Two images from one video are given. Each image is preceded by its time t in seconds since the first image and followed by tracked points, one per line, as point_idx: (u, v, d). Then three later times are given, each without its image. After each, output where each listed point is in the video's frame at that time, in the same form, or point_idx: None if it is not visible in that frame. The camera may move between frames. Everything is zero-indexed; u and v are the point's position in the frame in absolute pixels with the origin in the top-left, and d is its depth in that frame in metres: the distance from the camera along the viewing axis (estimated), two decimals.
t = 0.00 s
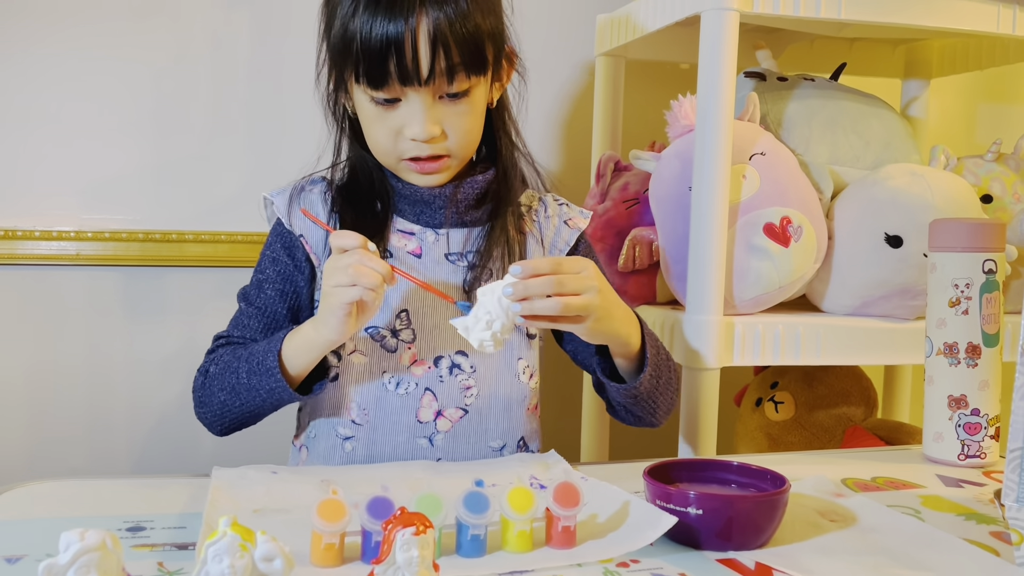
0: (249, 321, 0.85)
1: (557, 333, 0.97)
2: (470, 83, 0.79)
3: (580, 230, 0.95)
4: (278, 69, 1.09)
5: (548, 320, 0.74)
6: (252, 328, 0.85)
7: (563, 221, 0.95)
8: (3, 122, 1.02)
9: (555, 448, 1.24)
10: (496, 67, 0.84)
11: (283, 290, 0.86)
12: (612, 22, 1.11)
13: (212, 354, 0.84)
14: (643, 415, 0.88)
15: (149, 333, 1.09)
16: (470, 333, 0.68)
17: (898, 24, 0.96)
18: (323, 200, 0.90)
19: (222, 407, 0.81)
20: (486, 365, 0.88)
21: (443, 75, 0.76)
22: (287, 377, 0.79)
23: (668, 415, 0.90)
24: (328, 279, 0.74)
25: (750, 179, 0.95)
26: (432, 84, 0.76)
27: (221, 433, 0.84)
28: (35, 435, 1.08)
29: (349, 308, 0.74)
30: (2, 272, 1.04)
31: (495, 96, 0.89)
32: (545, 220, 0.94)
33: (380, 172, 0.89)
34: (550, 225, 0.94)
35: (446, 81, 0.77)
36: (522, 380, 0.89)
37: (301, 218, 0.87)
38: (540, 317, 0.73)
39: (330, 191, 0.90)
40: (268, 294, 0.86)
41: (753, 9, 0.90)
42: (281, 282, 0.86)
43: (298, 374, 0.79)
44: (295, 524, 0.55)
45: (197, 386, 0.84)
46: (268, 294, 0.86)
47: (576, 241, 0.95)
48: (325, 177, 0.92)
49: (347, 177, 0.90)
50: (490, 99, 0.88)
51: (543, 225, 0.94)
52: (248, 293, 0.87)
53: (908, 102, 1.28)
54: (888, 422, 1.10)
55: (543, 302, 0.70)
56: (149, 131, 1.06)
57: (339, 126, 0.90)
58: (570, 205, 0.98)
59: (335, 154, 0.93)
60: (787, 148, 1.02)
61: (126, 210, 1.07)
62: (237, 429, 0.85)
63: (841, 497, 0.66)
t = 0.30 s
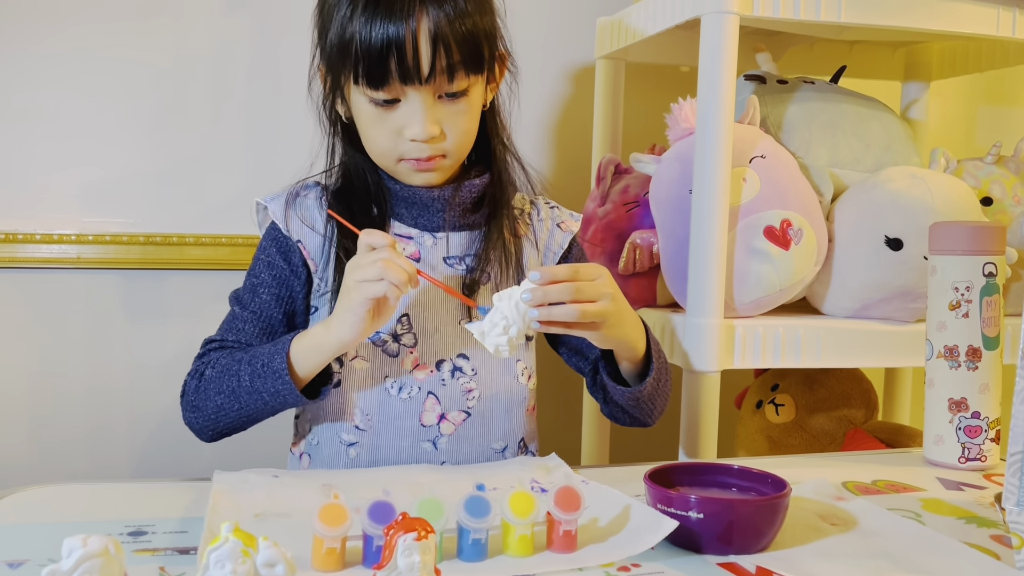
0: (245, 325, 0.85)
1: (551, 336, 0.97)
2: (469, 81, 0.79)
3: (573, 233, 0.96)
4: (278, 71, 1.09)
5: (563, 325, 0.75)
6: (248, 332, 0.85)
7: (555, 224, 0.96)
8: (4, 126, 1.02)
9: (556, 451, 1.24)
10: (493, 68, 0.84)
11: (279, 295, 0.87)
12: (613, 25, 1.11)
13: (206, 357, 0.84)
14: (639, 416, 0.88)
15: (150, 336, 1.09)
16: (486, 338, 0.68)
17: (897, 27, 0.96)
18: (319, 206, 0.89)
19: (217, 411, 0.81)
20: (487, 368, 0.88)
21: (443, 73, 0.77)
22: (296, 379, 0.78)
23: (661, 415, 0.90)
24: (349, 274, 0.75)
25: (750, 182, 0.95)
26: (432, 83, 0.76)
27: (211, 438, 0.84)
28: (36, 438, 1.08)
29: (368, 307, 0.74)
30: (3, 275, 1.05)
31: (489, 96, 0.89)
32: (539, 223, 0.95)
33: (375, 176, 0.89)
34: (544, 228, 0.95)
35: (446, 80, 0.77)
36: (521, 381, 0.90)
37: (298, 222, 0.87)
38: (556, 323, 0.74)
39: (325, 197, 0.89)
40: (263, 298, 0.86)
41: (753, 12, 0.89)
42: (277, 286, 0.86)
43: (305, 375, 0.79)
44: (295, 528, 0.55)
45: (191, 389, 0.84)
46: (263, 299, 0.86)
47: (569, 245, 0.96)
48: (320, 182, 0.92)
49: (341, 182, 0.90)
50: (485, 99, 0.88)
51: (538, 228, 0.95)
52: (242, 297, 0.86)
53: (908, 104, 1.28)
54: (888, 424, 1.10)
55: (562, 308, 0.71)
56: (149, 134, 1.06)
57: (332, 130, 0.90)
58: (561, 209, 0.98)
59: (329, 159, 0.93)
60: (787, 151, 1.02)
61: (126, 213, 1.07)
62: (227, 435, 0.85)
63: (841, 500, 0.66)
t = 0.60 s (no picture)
0: (244, 329, 0.85)
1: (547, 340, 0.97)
2: (467, 85, 0.79)
3: (569, 236, 0.96)
4: (278, 75, 1.09)
5: (561, 328, 0.74)
6: (247, 337, 0.84)
7: (553, 228, 0.96)
8: (4, 129, 1.02)
9: (555, 454, 1.24)
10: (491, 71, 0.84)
11: (278, 299, 0.86)
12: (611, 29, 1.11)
13: (205, 361, 0.84)
14: (636, 419, 0.88)
15: (150, 339, 1.10)
16: (484, 339, 0.68)
17: (896, 30, 0.96)
18: (317, 210, 0.89)
19: (218, 414, 0.81)
20: (486, 371, 0.88)
21: (441, 76, 0.77)
22: (296, 381, 0.78)
23: (656, 415, 0.89)
24: (349, 273, 0.75)
25: (750, 185, 0.95)
26: (430, 86, 0.77)
27: (212, 443, 0.84)
28: (36, 441, 1.08)
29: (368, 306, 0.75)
30: (3, 279, 1.05)
31: (488, 99, 0.89)
32: (536, 227, 0.95)
33: (372, 180, 0.89)
34: (541, 232, 0.95)
35: (444, 83, 0.77)
36: (519, 384, 0.90)
37: (297, 226, 0.87)
38: (553, 325, 0.73)
39: (323, 201, 0.89)
40: (262, 302, 0.86)
41: (751, 16, 0.90)
42: (276, 290, 0.86)
43: (306, 378, 0.79)
44: (294, 532, 0.55)
45: (191, 394, 0.83)
46: (262, 303, 0.86)
47: (566, 248, 0.96)
48: (318, 187, 0.92)
49: (339, 186, 0.90)
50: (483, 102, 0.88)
51: (535, 232, 0.95)
52: (241, 301, 0.86)
53: (908, 106, 1.28)
54: (887, 427, 1.10)
55: (558, 310, 0.71)
56: (149, 137, 1.06)
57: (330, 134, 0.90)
58: (559, 212, 0.99)
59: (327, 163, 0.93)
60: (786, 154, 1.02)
61: (126, 216, 1.07)
62: (227, 439, 0.84)
63: (841, 503, 0.66)
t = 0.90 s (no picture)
0: (242, 328, 0.85)
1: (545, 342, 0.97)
2: (465, 83, 0.79)
3: (569, 237, 0.96)
4: (277, 75, 1.09)
5: (558, 327, 0.74)
6: (244, 336, 0.84)
7: (553, 230, 0.96)
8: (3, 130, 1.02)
9: (555, 455, 1.24)
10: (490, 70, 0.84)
11: (276, 298, 0.86)
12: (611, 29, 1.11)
13: (203, 360, 0.83)
14: (634, 422, 0.88)
15: (149, 340, 1.09)
16: (480, 336, 0.69)
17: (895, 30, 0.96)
18: (316, 211, 0.89)
19: (215, 413, 0.81)
20: (484, 372, 0.88)
21: (439, 75, 0.77)
22: (292, 376, 0.78)
23: (656, 418, 0.90)
24: (342, 267, 0.75)
25: (749, 185, 0.95)
26: (429, 84, 0.76)
27: (210, 443, 0.83)
28: (34, 442, 1.08)
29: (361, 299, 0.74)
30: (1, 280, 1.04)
31: (487, 99, 0.89)
32: (536, 228, 0.95)
33: (372, 180, 0.88)
34: (541, 233, 0.95)
35: (442, 81, 0.77)
36: (518, 386, 0.89)
37: (295, 226, 0.87)
38: (550, 324, 0.73)
39: (323, 201, 0.89)
40: (260, 301, 0.86)
41: (751, 15, 0.89)
42: (274, 290, 0.86)
43: (302, 373, 0.79)
44: (292, 533, 0.55)
45: (189, 393, 0.83)
46: (260, 302, 0.86)
47: (566, 250, 0.96)
48: (318, 188, 0.92)
49: (338, 187, 0.90)
50: (482, 102, 0.88)
51: (535, 233, 0.95)
52: (239, 301, 0.86)
53: (908, 107, 1.28)
54: (888, 427, 1.09)
55: (556, 309, 0.71)
56: (147, 138, 1.06)
57: (330, 134, 0.90)
58: (559, 214, 0.98)
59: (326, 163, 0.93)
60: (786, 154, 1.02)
61: (125, 217, 1.07)
62: (226, 440, 0.84)
63: (841, 505, 0.66)
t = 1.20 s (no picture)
0: (244, 328, 0.85)
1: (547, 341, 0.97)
2: (467, 83, 0.79)
3: (572, 239, 0.95)
4: (277, 76, 1.09)
5: (556, 327, 0.74)
6: (246, 336, 0.84)
7: (555, 231, 0.95)
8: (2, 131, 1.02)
9: (556, 456, 1.24)
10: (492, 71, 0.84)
11: (278, 299, 0.86)
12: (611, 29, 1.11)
13: (203, 360, 0.83)
14: (632, 424, 0.88)
15: (149, 341, 1.09)
16: (478, 340, 0.68)
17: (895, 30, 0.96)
18: (319, 211, 0.88)
19: (215, 413, 0.81)
20: (486, 373, 0.88)
21: (442, 75, 0.77)
22: (293, 377, 0.78)
23: (655, 424, 0.90)
24: (352, 277, 0.74)
25: (750, 185, 0.95)
26: (431, 84, 0.76)
27: (208, 442, 0.83)
28: (34, 443, 1.08)
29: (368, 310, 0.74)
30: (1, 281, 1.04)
31: (490, 100, 0.89)
32: (539, 229, 0.95)
33: (374, 180, 0.88)
34: (543, 235, 0.95)
35: (445, 81, 0.77)
36: (520, 387, 0.89)
37: (298, 227, 0.87)
38: (547, 324, 0.73)
39: (325, 202, 0.89)
40: (262, 302, 0.86)
41: (751, 15, 0.89)
42: (276, 290, 0.86)
43: (304, 375, 0.79)
44: (292, 533, 0.55)
45: (189, 392, 0.83)
46: (262, 303, 0.86)
47: (568, 251, 0.96)
48: (320, 188, 0.92)
49: (341, 187, 0.90)
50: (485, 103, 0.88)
51: (537, 234, 0.94)
52: (241, 301, 0.86)
53: (908, 107, 1.28)
54: (889, 428, 1.09)
55: (551, 308, 0.71)
56: (147, 138, 1.06)
57: (333, 134, 0.90)
58: (562, 215, 0.98)
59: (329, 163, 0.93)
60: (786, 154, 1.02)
61: (125, 218, 1.07)
62: (223, 439, 0.84)
63: (841, 505, 0.66)
